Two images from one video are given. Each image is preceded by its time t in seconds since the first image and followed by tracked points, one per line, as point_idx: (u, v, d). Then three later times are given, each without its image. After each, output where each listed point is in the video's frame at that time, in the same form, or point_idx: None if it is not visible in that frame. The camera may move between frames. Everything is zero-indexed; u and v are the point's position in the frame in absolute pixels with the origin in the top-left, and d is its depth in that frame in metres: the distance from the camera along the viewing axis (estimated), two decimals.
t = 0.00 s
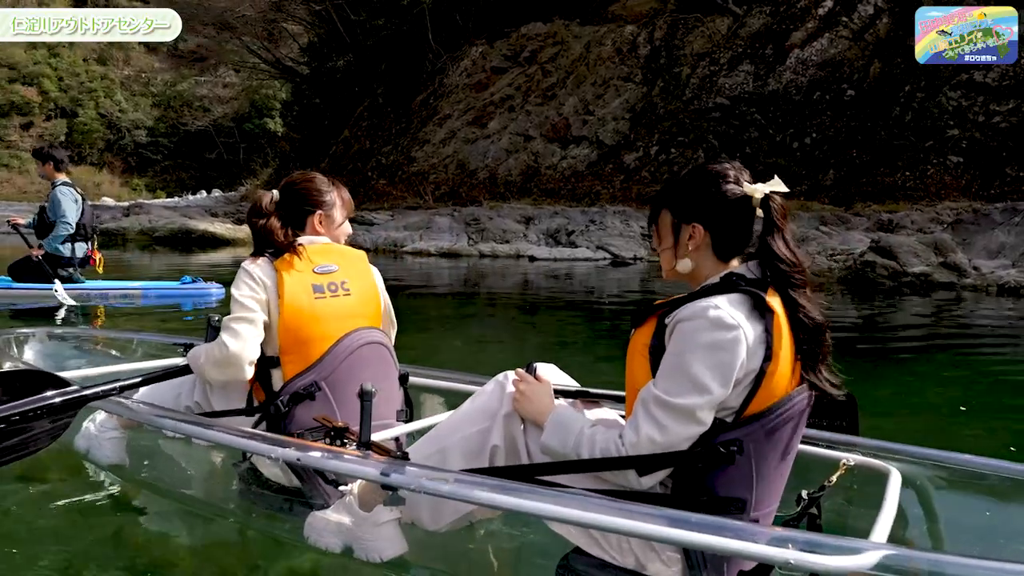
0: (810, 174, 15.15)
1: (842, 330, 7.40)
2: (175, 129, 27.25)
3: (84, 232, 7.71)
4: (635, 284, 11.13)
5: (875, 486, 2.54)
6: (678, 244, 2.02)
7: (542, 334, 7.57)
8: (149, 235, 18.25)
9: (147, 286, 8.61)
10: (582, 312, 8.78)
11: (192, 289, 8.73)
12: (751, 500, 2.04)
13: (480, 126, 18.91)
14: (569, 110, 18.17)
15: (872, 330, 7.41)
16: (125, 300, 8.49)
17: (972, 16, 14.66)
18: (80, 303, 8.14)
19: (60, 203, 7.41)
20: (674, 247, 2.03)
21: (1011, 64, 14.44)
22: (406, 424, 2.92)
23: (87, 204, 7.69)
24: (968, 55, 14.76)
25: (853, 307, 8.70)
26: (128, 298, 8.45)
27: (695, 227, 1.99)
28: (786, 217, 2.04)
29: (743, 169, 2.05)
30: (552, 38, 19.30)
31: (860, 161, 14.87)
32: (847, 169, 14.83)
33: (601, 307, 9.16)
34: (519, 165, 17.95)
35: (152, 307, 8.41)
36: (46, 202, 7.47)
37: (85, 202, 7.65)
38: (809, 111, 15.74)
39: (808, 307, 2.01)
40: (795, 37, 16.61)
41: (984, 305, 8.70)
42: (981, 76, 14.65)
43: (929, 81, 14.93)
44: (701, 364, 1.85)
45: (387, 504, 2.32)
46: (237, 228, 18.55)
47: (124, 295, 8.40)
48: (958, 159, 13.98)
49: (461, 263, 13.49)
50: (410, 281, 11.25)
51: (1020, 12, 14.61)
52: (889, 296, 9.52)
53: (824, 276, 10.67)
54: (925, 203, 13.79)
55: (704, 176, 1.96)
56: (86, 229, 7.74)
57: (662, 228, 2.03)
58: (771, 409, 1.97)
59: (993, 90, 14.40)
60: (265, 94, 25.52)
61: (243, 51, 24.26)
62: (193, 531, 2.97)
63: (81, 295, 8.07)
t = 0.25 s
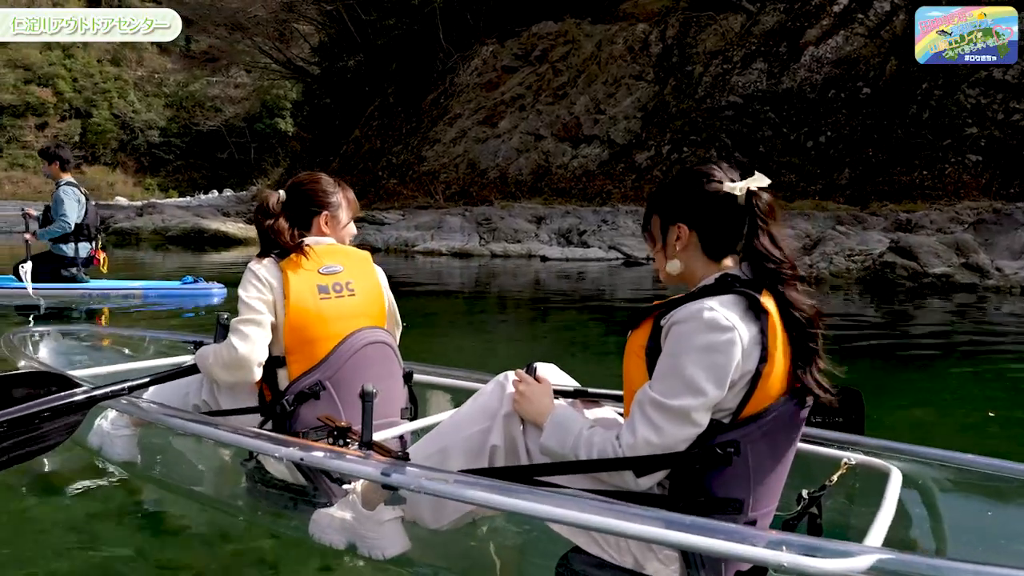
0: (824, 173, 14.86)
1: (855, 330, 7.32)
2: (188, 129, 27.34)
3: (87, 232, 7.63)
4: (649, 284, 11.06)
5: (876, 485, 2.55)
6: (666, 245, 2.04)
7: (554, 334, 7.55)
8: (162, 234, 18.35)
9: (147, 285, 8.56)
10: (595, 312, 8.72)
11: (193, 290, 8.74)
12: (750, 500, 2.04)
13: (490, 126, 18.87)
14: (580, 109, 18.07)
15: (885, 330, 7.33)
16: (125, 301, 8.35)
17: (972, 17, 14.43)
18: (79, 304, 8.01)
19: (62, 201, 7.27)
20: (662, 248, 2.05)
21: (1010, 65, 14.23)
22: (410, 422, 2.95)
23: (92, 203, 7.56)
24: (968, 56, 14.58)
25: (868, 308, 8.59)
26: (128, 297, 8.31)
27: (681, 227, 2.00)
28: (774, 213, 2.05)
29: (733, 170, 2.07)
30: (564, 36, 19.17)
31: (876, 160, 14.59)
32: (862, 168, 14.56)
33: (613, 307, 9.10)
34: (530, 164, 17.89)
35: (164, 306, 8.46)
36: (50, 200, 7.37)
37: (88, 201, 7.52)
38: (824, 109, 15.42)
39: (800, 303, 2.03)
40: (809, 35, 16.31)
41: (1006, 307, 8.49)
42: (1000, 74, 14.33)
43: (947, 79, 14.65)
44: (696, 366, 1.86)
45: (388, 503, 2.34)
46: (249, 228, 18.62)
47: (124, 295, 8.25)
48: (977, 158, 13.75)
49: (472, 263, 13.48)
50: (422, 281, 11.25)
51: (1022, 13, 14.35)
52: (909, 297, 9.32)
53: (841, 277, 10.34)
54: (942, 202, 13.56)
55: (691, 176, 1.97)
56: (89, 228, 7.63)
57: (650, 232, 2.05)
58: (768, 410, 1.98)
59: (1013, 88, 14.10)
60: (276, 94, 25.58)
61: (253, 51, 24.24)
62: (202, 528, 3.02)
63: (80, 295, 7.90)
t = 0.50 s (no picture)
0: (839, 173, 14.85)
1: (867, 332, 7.26)
2: (198, 131, 27.43)
3: (91, 234, 7.90)
4: (660, 286, 11.00)
5: (879, 487, 2.54)
6: (652, 249, 2.09)
7: (565, 337, 7.54)
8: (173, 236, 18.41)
9: (149, 286, 8.39)
10: (607, 315, 8.66)
11: (193, 291, 8.59)
12: (750, 500, 2.04)
13: (500, 127, 18.86)
14: (591, 110, 18.02)
15: (899, 332, 7.26)
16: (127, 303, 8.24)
17: (972, 16, 14.52)
18: (79, 305, 7.94)
19: (65, 203, 7.49)
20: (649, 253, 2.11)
21: (1011, 65, 14.36)
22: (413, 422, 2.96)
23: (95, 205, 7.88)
24: (968, 56, 14.54)
25: (881, 310, 8.51)
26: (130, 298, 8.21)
27: (662, 231, 2.05)
28: (750, 207, 2.03)
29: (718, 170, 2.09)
30: (574, 37, 19.15)
31: (891, 162, 14.52)
32: (877, 170, 14.51)
33: (625, 309, 9.05)
34: (539, 166, 17.88)
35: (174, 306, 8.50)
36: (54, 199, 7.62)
37: (92, 202, 7.83)
38: (838, 110, 15.34)
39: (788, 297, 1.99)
40: (823, 35, 16.17)
41: None
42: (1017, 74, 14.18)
43: (964, 80, 14.52)
44: (694, 367, 1.87)
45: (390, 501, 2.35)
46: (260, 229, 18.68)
47: (126, 296, 8.16)
48: (994, 159, 13.61)
49: (483, 265, 13.46)
50: (433, 282, 11.25)
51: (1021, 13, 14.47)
52: (927, 300, 9.19)
53: (858, 281, 10.07)
54: (960, 204, 13.50)
55: (668, 181, 2.04)
56: (93, 230, 7.91)
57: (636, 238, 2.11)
58: (768, 410, 1.98)
59: None
60: (286, 96, 25.67)
61: (263, 53, 24.27)
62: (208, 525, 3.04)
63: (79, 295, 7.89)
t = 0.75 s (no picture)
0: (857, 175, 14.48)
1: (886, 335, 7.17)
2: (213, 133, 27.56)
3: (96, 235, 7.74)
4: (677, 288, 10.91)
5: (890, 492, 2.51)
6: (653, 253, 2.10)
7: (580, 339, 7.51)
8: (188, 237, 18.46)
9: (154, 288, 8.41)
10: (623, 317, 8.57)
11: (201, 290, 8.60)
12: (757, 500, 2.03)
13: (513, 128, 18.86)
14: (605, 111, 17.97)
15: (920, 336, 7.16)
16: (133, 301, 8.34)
17: (972, 16, 14.52)
18: (85, 306, 7.84)
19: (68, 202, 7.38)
20: (652, 255, 2.11)
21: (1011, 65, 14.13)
22: (421, 421, 2.98)
23: (102, 205, 7.74)
24: (968, 56, 14.48)
25: (901, 312, 8.39)
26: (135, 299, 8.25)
27: (661, 235, 2.06)
28: (746, 207, 2.04)
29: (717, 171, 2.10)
30: (589, 38, 19.18)
31: (911, 163, 14.19)
32: (895, 171, 14.20)
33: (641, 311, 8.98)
34: (553, 167, 17.85)
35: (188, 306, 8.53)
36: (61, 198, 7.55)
37: (99, 203, 7.68)
38: (856, 110, 15.11)
39: (794, 297, 1.98)
40: (841, 34, 16.10)
41: None
42: None
43: (985, 79, 14.29)
44: (698, 364, 1.87)
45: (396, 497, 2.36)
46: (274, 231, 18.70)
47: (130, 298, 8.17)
48: (1017, 159, 13.30)
49: (497, 267, 13.42)
50: (447, 284, 11.24)
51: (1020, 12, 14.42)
52: (953, 303, 9.02)
53: (882, 282, 9.86)
54: (984, 205, 13.17)
55: (666, 183, 2.04)
56: (98, 232, 7.74)
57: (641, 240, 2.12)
58: (774, 409, 1.98)
59: None
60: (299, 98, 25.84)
61: (278, 55, 24.36)
62: (217, 520, 3.06)
63: (85, 296, 7.79)
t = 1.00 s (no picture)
0: (880, 174, 14.41)
1: (910, 337, 7.08)
2: (231, 133, 27.74)
3: (108, 234, 7.83)
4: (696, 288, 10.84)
5: (907, 493, 2.48)
6: (670, 251, 2.09)
7: (600, 339, 7.48)
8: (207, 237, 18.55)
9: (166, 287, 8.28)
10: (643, 318, 8.50)
11: (210, 290, 8.43)
12: (770, 498, 2.02)
13: (532, 128, 18.85)
14: (623, 110, 17.91)
15: (946, 337, 7.06)
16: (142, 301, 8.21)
17: (972, 16, 14.21)
18: (98, 305, 7.86)
19: (82, 202, 7.52)
20: (668, 253, 2.10)
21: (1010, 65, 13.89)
22: (436, 418, 2.98)
23: (114, 205, 7.85)
24: (968, 56, 14.31)
25: (927, 314, 8.27)
26: (144, 298, 8.10)
27: (675, 234, 2.05)
28: (763, 205, 2.02)
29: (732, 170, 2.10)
30: (607, 37, 19.07)
31: (934, 162, 14.03)
32: (919, 170, 14.03)
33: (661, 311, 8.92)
34: (572, 167, 17.83)
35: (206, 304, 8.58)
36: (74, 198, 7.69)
37: (111, 203, 7.81)
38: (879, 109, 14.92)
39: (811, 296, 1.96)
40: (864, 32, 15.77)
41: None
42: None
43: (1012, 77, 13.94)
44: (712, 361, 1.86)
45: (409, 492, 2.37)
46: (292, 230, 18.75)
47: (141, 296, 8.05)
48: None
49: (516, 267, 13.39)
50: (465, 284, 11.24)
51: (1020, 11, 14.18)
52: (982, 305, 8.89)
53: (908, 284, 9.75)
54: (1009, 205, 12.99)
55: (683, 181, 2.04)
56: (110, 230, 7.84)
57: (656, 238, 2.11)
58: (789, 406, 1.96)
59: None
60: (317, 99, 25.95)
61: (295, 55, 24.42)
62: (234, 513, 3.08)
63: (97, 295, 7.81)
